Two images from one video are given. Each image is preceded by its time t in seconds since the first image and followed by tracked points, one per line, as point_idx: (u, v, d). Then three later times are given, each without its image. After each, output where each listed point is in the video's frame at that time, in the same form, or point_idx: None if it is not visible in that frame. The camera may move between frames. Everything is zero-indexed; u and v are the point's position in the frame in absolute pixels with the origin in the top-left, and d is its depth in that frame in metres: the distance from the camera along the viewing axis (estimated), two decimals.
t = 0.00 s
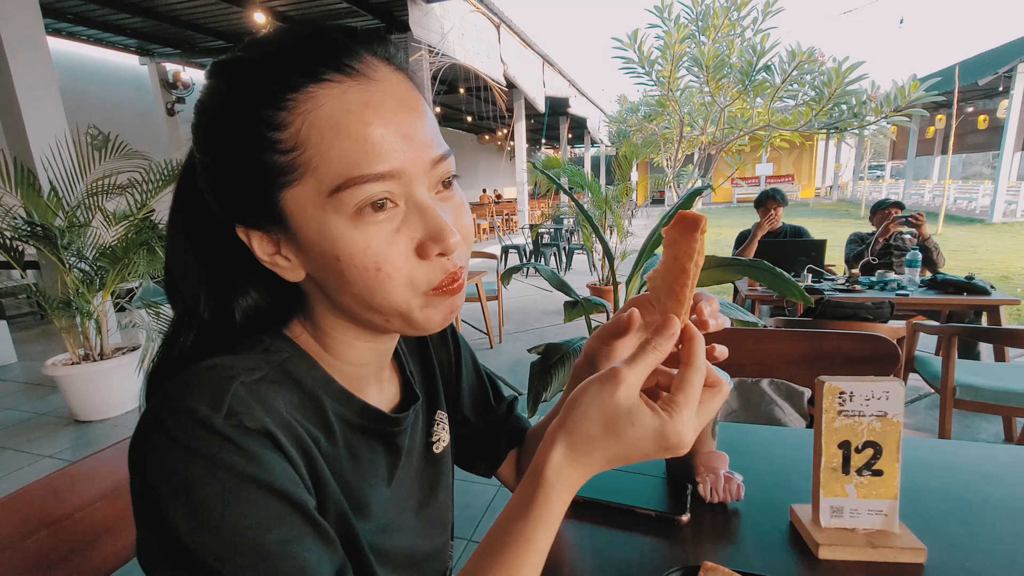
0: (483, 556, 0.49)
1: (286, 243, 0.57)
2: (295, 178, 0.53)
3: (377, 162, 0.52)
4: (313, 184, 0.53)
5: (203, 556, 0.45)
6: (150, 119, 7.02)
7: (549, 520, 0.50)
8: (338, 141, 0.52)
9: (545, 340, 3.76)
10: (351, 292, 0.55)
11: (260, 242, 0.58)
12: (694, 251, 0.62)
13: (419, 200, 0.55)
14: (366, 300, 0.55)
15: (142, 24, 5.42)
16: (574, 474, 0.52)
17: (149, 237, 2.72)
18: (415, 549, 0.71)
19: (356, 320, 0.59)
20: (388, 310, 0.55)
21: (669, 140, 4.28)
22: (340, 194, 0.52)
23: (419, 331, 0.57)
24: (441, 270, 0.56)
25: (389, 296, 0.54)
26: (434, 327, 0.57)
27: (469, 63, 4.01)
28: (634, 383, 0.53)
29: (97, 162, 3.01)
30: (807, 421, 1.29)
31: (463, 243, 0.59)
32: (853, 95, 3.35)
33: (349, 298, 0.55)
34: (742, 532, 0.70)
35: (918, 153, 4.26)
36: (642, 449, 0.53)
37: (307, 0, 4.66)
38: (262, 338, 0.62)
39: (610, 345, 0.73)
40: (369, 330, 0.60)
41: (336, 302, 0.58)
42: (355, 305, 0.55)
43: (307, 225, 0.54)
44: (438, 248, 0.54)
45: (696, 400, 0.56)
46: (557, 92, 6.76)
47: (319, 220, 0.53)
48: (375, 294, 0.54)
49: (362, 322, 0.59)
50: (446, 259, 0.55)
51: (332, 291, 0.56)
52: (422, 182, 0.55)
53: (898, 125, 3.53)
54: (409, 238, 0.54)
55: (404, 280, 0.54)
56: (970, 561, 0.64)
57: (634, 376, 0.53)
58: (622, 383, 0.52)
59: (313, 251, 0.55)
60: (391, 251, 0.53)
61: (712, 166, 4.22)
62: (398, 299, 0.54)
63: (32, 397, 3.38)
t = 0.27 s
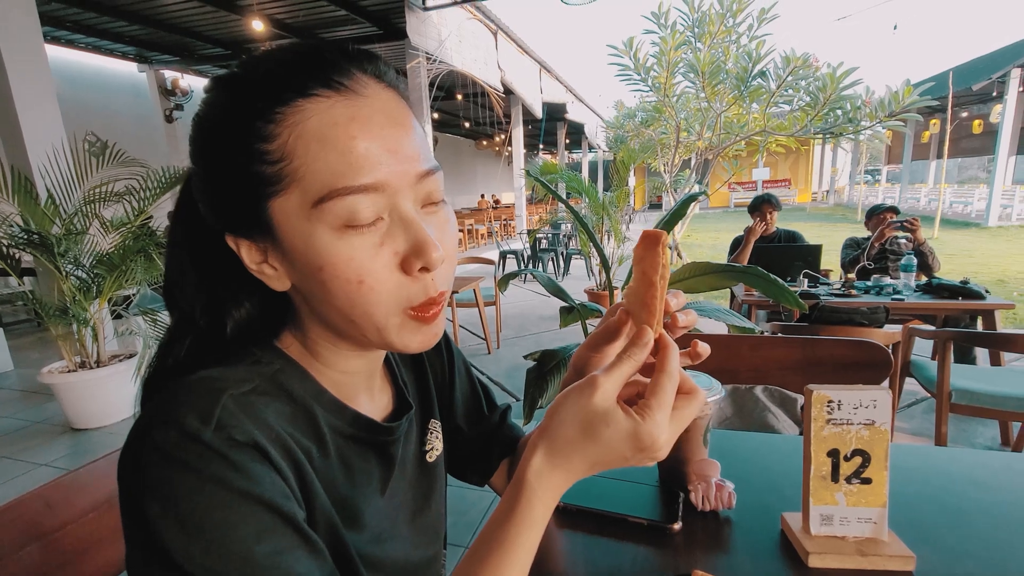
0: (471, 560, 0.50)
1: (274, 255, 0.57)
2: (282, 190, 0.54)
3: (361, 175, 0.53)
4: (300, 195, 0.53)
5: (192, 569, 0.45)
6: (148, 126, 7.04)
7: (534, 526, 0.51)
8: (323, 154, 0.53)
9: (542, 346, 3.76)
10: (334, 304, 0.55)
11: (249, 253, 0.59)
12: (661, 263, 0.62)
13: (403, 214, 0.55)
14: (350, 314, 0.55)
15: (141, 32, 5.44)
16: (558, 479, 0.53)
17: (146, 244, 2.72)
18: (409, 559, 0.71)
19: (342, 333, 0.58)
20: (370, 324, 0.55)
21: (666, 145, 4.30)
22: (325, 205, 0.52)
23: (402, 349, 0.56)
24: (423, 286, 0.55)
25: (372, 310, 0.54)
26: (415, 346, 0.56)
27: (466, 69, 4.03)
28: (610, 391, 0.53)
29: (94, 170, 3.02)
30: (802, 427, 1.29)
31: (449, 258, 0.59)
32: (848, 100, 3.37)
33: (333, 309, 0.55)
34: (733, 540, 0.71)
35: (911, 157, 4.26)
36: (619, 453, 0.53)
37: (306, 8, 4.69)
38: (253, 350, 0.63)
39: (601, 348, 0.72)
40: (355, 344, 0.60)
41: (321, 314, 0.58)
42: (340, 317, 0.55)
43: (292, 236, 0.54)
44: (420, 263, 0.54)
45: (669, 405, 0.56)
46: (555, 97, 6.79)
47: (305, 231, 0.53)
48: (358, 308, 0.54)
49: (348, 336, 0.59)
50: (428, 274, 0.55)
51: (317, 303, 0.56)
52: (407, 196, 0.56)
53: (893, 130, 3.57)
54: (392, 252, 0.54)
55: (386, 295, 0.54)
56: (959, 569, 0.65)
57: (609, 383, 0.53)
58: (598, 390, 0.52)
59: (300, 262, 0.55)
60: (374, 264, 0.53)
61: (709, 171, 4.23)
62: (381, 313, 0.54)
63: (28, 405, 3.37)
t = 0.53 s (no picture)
0: (471, 560, 0.50)
1: (275, 256, 0.57)
2: (280, 190, 0.54)
3: (357, 171, 0.53)
4: (298, 194, 0.53)
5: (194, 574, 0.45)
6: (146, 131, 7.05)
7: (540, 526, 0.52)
8: (318, 153, 0.53)
9: (541, 348, 3.77)
10: (335, 303, 0.54)
11: (250, 255, 0.59)
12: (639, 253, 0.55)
13: (401, 211, 0.55)
14: (350, 312, 0.54)
15: (139, 37, 5.45)
16: (551, 474, 0.52)
17: (144, 248, 2.72)
18: (409, 562, 0.71)
19: (343, 334, 0.58)
20: (370, 320, 0.54)
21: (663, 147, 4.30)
22: (322, 203, 0.52)
23: (402, 349, 0.56)
24: (422, 281, 0.54)
25: (372, 306, 0.53)
26: (418, 343, 0.56)
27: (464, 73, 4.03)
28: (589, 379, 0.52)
29: (92, 175, 3.02)
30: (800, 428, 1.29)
31: (450, 256, 0.58)
32: (844, 101, 3.38)
33: (333, 308, 0.55)
34: (732, 541, 0.71)
35: (908, 157, 4.26)
36: (598, 438, 0.51)
37: (303, 12, 4.71)
38: (252, 355, 0.63)
39: (592, 342, 0.72)
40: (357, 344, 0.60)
41: (322, 315, 0.57)
42: (341, 316, 0.55)
43: (292, 236, 0.54)
44: (419, 257, 0.54)
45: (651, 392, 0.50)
46: (553, 100, 6.81)
47: (303, 229, 0.53)
48: (357, 305, 0.53)
49: (349, 337, 0.59)
50: (428, 268, 0.54)
51: (318, 304, 0.56)
52: (404, 193, 0.56)
53: (888, 131, 3.58)
54: (391, 247, 0.53)
55: (386, 289, 0.53)
56: (955, 569, 0.65)
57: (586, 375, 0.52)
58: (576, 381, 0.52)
59: (300, 262, 0.54)
60: (373, 260, 0.53)
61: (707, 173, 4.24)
62: (381, 310, 0.54)
63: (26, 410, 3.36)
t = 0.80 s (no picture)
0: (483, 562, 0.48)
1: (275, 246, 0.56)
2: (280, 175, 0.52)
3: (358, 156, 0.51)
4: (298, 179, 0.52)
5: None
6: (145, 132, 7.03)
7: (558, 527, 0.50)
8: (318, 136, 0.51)
9: (542, 348, 3.76)
10: (334, 292, 0.53)
11: (251, 245, 0.57)
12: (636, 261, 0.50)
13: (403, 198, 0.53)
14: (351, 302, 0.52)
15: (137, 37, 5.44)
16: (558, 470, 0.49)
17: (143, 248, 2.69)
18: (413, 564, 0.70)
19: (344, 326, 0.56)
20: (370, 310, 0.52)
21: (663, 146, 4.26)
22: (322, 187, 0.51)
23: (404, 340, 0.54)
24: (425, 270, 0.53)
25: (373, 295, 0.52)
26: (420, 334, 0.54)
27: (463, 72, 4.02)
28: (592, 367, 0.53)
29: (90, 175, 2.99)
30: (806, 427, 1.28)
31: (454, 246, 0.56)
32: (844, 100, 3.38)
33: (334, 299, 0.53)
34: (741, 542, 0.70)
35: (908, 155, 4.25)
36: (595, 423, 0.48)
37: (302, 12, 4.70)
38: (252, 353, 0.61)
39: (596, 334, 0.71)
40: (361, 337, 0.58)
41: (322, 306, 0.56)
42: (340, 306, 0.53)
43: (292, 223, 0.53)
44: (421, 244, 0.52)
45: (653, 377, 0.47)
46: (552, 99, 6.80)
47: (303, 215, 0.52)
48: (357, 294, 0.52)
49: (351, 330, 0.57)
50: (430, 256, 0.52)
51: (318, 295, 0.54)
52: (406, 179, 0.54)
53: (889, 129, 3.57)
54: (393, 234, 0.52)
55: (387, 278, 0.51)
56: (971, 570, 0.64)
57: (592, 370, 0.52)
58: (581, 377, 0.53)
59: (300, 250, 0.53)
60: (374, 247, 0.51)
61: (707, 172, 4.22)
62: (382, 299, 0.52)
63: (24, 412, 3.34)
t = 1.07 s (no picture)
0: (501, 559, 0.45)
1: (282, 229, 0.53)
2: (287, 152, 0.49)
3: (373, 137, 0.48)
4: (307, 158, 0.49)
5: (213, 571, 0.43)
6: (146, 128, 7.03)
7: (581, 524, 0.44)
8: (328, 106, 0.47)
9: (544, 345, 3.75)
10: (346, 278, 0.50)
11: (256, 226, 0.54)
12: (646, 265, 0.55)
13: (419, 181, 0.52)
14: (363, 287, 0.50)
15: (139, 33, 5.43)
16: (578, 461, 0.43)
17: (145, 245, 2.65)
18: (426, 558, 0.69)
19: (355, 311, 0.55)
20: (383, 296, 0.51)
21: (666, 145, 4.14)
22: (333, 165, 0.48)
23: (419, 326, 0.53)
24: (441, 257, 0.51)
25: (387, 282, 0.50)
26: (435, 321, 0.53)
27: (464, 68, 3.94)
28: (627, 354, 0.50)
29: (91, 170, 2.93)
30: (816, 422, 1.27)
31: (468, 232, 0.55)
32: (848, 98, 3.37)
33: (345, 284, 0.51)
34: (759, 538, 0.69)
35: (911, 154, 4.25)
36: (615, 399, 0.44)
37: (304, 8, 4.69)
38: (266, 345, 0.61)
39: (610, 320, 0.70)
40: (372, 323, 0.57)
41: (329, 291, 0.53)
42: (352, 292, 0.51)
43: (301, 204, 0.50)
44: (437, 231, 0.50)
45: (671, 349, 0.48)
46: (554, 97, 6.80)
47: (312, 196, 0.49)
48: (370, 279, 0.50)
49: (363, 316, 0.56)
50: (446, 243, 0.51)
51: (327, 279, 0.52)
52: (421, 163, 0.52)
53: (892, 128, 3.57)
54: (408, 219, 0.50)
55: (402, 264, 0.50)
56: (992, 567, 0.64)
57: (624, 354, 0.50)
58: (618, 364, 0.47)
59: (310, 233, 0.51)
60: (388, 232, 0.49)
61: (709, 170, 4.22)
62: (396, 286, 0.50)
63: (26, 407, 3.34)
